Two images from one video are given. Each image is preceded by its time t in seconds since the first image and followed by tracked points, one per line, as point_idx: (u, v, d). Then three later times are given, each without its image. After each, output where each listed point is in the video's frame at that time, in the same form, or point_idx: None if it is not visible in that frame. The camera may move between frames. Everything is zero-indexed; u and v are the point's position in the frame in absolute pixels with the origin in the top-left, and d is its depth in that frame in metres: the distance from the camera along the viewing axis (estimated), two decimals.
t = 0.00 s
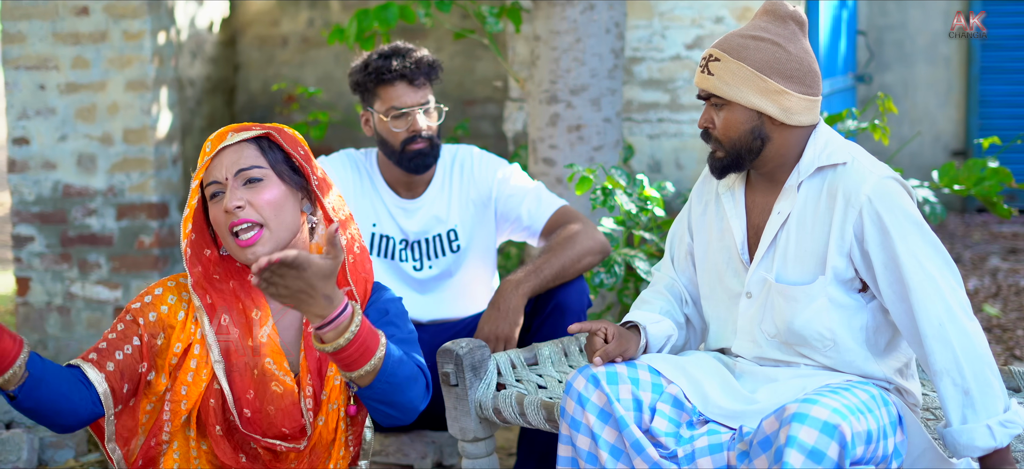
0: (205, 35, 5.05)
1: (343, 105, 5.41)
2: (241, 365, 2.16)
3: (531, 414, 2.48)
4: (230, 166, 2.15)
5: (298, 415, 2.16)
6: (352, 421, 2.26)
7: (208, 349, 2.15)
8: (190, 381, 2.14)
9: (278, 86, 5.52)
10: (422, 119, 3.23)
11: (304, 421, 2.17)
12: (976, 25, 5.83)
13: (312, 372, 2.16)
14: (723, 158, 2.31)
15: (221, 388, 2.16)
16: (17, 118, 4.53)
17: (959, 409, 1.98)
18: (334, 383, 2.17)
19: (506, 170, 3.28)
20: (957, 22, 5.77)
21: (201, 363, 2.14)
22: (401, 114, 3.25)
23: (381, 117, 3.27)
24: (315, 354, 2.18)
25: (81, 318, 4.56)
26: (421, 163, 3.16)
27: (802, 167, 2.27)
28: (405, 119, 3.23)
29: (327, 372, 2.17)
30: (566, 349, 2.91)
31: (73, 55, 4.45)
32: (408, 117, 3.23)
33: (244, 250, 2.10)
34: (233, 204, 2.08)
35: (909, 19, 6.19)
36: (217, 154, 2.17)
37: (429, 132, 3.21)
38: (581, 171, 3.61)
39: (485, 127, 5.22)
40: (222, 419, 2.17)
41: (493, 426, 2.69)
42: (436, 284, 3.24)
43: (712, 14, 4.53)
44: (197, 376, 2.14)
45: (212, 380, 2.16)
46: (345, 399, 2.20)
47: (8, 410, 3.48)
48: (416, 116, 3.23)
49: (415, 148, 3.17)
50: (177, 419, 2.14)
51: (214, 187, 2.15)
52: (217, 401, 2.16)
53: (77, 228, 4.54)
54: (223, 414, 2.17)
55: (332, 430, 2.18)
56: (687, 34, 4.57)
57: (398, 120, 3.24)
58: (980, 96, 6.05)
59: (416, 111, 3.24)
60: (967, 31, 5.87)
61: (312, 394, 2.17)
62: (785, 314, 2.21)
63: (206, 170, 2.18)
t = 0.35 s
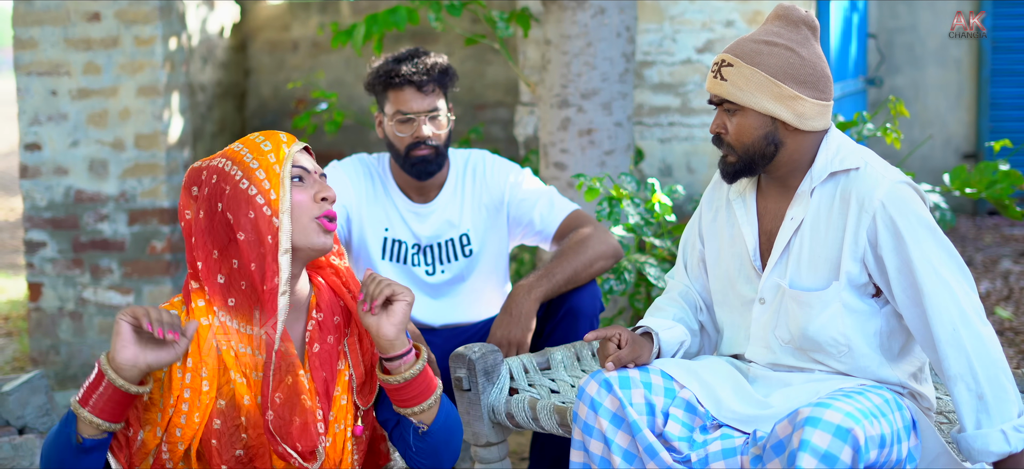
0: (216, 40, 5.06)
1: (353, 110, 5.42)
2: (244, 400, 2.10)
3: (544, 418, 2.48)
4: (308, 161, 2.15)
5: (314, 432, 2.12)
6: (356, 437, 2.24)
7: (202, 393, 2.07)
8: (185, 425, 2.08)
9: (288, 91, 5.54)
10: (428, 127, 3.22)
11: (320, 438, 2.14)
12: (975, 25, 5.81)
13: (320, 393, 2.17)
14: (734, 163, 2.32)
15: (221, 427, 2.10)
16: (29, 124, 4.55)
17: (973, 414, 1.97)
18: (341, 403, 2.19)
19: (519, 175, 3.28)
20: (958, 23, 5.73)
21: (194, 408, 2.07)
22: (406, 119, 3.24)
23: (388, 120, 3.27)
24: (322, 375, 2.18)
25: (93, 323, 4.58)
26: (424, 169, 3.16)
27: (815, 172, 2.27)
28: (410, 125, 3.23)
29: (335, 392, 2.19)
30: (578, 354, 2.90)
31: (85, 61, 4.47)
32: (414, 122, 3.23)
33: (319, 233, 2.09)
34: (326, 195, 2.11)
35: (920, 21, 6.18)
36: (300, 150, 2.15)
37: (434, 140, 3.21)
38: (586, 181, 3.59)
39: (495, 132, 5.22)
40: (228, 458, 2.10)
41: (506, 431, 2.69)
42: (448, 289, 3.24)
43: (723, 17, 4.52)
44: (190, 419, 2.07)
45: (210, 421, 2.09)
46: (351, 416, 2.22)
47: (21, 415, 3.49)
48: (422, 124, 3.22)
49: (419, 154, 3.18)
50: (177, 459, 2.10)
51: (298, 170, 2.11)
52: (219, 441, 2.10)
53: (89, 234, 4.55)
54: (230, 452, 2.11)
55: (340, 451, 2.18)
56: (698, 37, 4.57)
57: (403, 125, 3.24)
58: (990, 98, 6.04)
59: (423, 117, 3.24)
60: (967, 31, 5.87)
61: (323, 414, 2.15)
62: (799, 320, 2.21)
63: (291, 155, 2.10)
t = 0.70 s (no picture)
0: (221, 44, 5.07)
1: (359, 113, 5.42)
2: (259, 421, 2.14)
3: (552, 421, 2.47)
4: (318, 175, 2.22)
5: (355, 442, 2.16)
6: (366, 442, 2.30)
7: (216, 416, 2.12)
8: (205, 449, 2.12)
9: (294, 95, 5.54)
10: (443, 127, 3.23)
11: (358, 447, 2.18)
12: (976, 23, 5.96)
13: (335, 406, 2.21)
14: (741, 166, 2.31)
15: (237, 447, 2.15)
16: (35, 129, 4.56)
17: (981, 417, 1.97)
18: (356, 414, 2.24)
19: (525, 178, 3.29)
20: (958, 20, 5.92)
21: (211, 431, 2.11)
22: (421, 122, 3.24)
23: (402, 125, 3.26)
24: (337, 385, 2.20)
25: (99, 327, 4.58)
26: (443, 171, 3.16)
27: (822, 175, 2.26)
28: (424, 127, 3.22)
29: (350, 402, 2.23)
30: (585, 357, 2.88)
31: (91, 65, 4.48)
32: (428, 124, 3.22)
33: (333, 251, 2.20)
34: (339, 212, 2.21)
35: (926, 23, 6.16)
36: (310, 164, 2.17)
37: (450, 141, 3.21)
38: (594, 181, 3.59)
39: (501, 135, 5.22)
40: None
41: (513, 433, 2.68)
42: (455, 292, 3.24)
43: (729, 19, 4.53)
44: (209, 444, 2.12)
45: (225, 441, 2.14)
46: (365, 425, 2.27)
47: (28, 419, 3.49)
48: (437, 124, 3.22)
49: (436, 156, 3.17)
50: None
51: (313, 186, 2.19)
52: (238, 460, 2.16)
53: (96, 237, 4.56)
54: None
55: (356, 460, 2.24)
56: (704, 40, 4.57)
57: (417, 127, 3.23)
58: (997, 100, 6.04)
59: (436, 118, 3.24)
60: (967, 30, 5.99)
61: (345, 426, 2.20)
62: (807, 324, 2.20)
63: (305, 172, 2.13)
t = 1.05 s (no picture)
0: (224, 42, 5.07)
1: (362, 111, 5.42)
2: (266, 420, 2.13)
3: (555, 419, 2.47)
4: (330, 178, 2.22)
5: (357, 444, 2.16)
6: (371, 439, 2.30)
7: (221, 415, 2.11)
8: (210, 450, 2.10)
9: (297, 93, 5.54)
10: (445, 125, 3.22)
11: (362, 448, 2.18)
12: (975, 25, 5.94)
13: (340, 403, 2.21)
14: (744, 165, 2.30)
15: (243, 446, 2.14)
16: (37, 127, 4.56)
17: (984, 415, 1.97)
18: (360, 410, 2.23)
19: (527, 175, 3.28)
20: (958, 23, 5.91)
21: (216, 431, 2.10)
22: (424, 120, 3.24)
23: (404, 123, 3.26)
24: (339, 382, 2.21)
25: (102, 325, 4.58)
26: (444, 169, 3.16)
27: (825, 172, 2.26)
28: (427, 125, 3.22)
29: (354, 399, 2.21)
30: (589, 354, 2.88)
31: (93, 63, 4.48)
32: (431, 122, 3.22)
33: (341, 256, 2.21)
34: (349, 217, 2.23)
35: (928, 21, 6.15)
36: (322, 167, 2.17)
37: (452, 139, 3.20)
38: (598, 179, 3.58)
39: (504, 133, 5.22)
40: None
41: (516, 431, 2.68)
42: (458, 290, 3.24)
43: (732, 17, 4.52)
44: (215, 444, 2.10)
45: (231, 441, 2.13)
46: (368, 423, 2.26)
47: (31, 417, 3.50)
48: (439, 122, 3.22)
49: (438, 154, 3.17)
50: None
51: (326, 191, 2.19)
52: (243, 460, 2.15)
53: (98, 236, 4.56)
54: None
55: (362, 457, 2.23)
56: (707, 37, 4.56)
57: (420, 126, 3.22)
58: (999, 98, 6.03)
59: (439, 116, 3.24)
60: (967, 31, 5.99)
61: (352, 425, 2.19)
62: (811, 322, 2.20)
63: (317, 177, 2.13)
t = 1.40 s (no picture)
0: (224, 39, 5.06)
1: (363, 107, 5.42)
2: (261, 411, 2.15)
3: (556, 414, 2.47)
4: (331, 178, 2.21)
5: (351, 441, 2.16)
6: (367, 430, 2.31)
7: (217, 407, 2.11)
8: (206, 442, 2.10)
9: (297, 90, 5.54)
10: (446, 122, 3.22)
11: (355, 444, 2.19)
12: (976, 25, 5.96)
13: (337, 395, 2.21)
14: (746, 161, 2.30)
15: (239, 437, 2.15)
16: (38, 124, 4.56)
17: (987, 409, 1.97)
18: (355, 400, 2.24)
19: (528, 171, 3.28)
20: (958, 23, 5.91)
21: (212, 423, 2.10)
22: (424, 117, 3.24)
23: (404, 120, 3.26)
24: (336, 374, 2.22)
25: (103, 322, 4.58)
26: (445, 164, 3.16)
27: (827, 167, 2.26)
28: (427, 121, 3.23)
29: (350, 390, 2.23)
30: (590, 350, 2.88)
31: (94, 60, 4.48)
32: (431, 119, 3.23)
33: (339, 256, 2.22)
34: (348, 218, 2.23)
35: (929, 17, 6.14)
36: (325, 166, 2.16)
37: (452, 135, 3.20)
38: (595, 178, 3.57)
39: (505, 129, 5.22)
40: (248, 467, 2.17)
41: (517, 427, 2.68)
42: (459, 286, 3.24)
43: (733, 13, 4.51)
44: (211, 435, 2.10)
45: (227, 433, 2.13)
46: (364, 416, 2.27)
47: (32, 414, 3.50)
48: (439, 119, 3.22)
49: (438, 150, 3.17)
50: None
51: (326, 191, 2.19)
52: (239, 451, 2.15)
53: (99, 232, 4.56)
54: (250, 460, 2.17)
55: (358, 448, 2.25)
56: (709, 33, 4.56)
57: (420, 122, 3.23)
58: (1000, 94, 6.03)
59: (439, 113, 3.24)
60: (967, 31, 6.01)
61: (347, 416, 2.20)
62: (813, 316, 2.20)
63: (319, 177, 2.12)
